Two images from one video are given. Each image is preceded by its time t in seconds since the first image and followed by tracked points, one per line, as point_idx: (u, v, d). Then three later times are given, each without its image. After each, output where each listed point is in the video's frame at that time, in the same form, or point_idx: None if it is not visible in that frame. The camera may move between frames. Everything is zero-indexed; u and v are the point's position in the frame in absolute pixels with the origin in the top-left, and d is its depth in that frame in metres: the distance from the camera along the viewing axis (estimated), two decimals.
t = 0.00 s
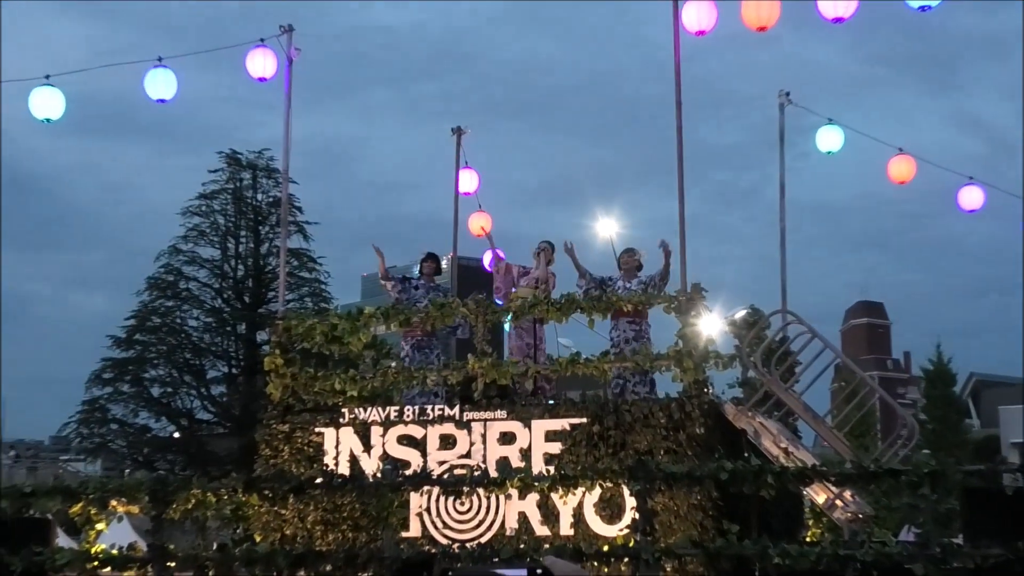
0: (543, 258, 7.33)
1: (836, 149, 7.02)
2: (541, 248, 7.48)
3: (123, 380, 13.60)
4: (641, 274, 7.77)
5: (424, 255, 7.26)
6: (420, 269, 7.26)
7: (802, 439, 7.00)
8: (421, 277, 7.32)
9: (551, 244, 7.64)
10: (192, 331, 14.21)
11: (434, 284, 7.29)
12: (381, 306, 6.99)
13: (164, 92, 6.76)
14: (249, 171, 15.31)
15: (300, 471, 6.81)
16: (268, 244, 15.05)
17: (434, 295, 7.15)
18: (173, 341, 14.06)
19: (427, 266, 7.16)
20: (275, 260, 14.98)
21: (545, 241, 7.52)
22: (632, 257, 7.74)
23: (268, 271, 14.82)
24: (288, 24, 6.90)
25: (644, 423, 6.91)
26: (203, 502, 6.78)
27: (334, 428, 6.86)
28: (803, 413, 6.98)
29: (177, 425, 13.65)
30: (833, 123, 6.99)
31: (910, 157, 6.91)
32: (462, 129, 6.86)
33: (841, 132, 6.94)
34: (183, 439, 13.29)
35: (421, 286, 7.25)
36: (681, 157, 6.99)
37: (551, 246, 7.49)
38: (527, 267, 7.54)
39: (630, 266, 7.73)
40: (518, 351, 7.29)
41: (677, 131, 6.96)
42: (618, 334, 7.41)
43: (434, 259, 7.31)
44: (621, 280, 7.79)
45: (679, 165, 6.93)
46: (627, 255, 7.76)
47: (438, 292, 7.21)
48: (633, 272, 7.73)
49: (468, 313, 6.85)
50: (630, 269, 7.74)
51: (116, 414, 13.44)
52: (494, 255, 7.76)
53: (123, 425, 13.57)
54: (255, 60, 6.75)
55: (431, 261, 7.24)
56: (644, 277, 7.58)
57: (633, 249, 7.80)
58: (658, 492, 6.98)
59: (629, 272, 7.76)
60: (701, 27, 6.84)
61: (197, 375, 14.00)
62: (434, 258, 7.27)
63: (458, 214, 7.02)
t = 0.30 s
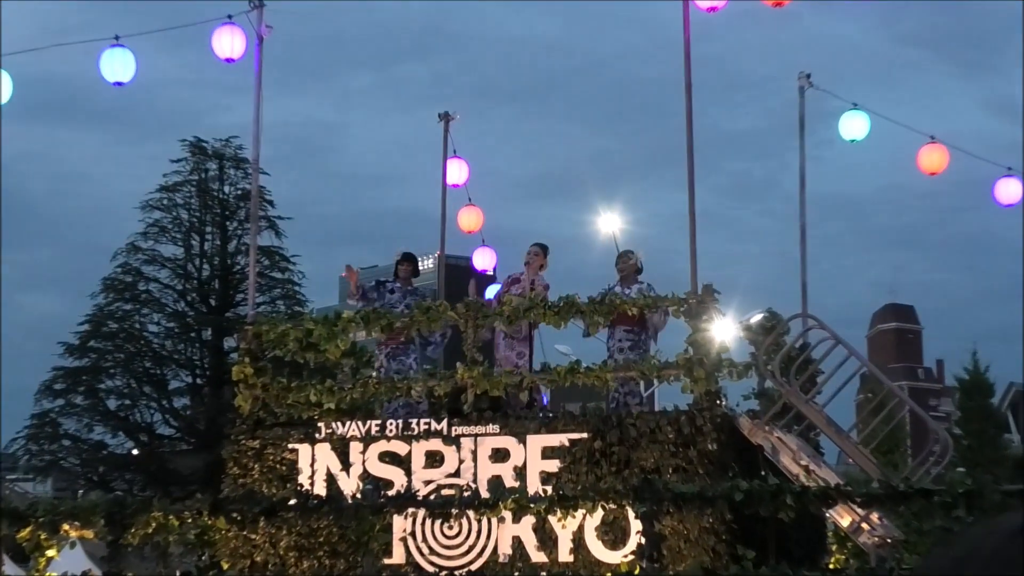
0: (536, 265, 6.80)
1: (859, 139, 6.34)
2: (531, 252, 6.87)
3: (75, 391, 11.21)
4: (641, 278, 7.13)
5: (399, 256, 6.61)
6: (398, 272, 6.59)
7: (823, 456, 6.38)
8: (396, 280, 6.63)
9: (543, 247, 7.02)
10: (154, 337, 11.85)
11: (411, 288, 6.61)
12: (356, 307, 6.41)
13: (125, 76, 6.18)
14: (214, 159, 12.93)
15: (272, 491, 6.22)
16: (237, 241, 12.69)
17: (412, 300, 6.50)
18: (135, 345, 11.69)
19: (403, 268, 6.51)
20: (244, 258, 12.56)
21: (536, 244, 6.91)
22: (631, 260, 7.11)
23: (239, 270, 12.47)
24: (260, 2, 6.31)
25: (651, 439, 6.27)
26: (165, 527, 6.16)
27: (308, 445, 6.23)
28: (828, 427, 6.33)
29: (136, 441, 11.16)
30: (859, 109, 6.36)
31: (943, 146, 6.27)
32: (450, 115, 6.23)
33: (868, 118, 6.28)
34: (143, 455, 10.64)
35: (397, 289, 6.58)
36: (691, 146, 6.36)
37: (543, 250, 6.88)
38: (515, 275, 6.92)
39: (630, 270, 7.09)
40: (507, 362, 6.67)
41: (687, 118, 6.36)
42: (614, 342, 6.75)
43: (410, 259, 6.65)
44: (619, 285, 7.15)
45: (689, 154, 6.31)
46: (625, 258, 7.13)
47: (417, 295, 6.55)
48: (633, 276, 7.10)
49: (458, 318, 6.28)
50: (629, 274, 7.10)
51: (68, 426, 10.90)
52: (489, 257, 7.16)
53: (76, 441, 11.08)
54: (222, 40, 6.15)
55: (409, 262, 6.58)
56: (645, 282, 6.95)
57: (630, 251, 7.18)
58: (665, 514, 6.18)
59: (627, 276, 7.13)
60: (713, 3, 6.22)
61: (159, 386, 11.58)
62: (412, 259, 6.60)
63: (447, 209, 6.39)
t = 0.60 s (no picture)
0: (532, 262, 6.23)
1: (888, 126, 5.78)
2: (525, 248, 6.31)
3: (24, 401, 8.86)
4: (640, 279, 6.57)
5: (375, 254, 6.03)
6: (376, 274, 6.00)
7: (848, 474, 5.78)
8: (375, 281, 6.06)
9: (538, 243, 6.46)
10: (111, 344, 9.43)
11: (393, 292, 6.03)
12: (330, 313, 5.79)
13: (80, 57, 5.62)
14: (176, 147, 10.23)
15: (241, 514, 5.62)
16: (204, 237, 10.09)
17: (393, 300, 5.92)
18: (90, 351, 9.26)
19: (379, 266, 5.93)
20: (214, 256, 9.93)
21: (531, 240, 6.36)
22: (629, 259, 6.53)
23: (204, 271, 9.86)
24: None
25: (659, 456, 5.69)
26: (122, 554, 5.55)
27: (281, 463, 5.64)
28: (853, 443, 5.74)
29: (91, 459, 8.70)
30: (887, 93, 5.79)
31: (980, 134, 5.71)
32: (437, 100, 5.67)
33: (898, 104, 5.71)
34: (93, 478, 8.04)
35: (375, 291, 5.99)
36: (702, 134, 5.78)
37: (538, 246, 6.33)
38: (507, 274, 6.36)
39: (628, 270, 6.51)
40: (499, 371, 6.10)
41: (698, 103, 5.79)
42: (608, 354, 6.21)
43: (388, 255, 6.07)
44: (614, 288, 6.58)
45: (700, 142, 5.73)
46: (619, 258, 6.55)
47: (397, 296, 5.97)
48: (630, 278, 6.53)
49: (446, 323, 5.69)
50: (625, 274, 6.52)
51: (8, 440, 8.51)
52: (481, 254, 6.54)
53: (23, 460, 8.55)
54: (185, 17, 5.58)
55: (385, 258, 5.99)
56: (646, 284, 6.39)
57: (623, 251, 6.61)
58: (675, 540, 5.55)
59: (624, 278, 6.56)
60: None
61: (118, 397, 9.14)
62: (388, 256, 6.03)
63: (434, 203, 5.82)
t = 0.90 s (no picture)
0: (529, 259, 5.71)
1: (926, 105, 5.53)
2: (521, 241, 5.77)
3: None
4: (625, 276, 6.02)
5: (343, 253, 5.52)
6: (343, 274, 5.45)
7: (878, 496, 5.24)
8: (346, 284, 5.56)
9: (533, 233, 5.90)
10: (61, 350, 8.69)
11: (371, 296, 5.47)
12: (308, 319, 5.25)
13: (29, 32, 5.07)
14: (135, 133, 9.40)
15: (206, 541, 5.06)
16: (165, 234, 9.38)
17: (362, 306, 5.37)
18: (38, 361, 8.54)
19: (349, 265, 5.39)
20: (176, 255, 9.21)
21: (525, 231, 5.81)
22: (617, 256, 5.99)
23: (166, 272, 9.21)
24: None
25: (669, 475, 5.15)
26: None
27: (250, 484, 5.10)
28: (885, 460, 5.19)
29: (40, 481, 8.30)
30: (919, 75, 5.29)
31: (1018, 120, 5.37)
32: (425, 82, 5.13)
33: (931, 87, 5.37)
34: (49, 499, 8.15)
35: (346, 294, 5.49)
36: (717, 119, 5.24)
37: (535, 238, 5.78)
38: (502, 271, 5.82)
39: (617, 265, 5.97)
40: (497, 378, 5.54)
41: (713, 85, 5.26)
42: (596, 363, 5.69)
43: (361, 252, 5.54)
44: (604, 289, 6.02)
45: (715, 127, 5.19)
46: (603, 255, 6.02)
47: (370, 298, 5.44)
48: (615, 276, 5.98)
49: (433, 328, 5.15)
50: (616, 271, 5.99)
51: None
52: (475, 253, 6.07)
53: None
54: None
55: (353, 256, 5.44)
56: (625, 282, 5.84)
57: (606, 248, 6.08)
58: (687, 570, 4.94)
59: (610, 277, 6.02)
60: None
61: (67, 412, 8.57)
62: (357, 254, 5.49)
63: (420, 196, 5.29)
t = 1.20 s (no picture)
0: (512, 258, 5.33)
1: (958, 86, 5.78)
2: (499, 242, 5.38)
3: None
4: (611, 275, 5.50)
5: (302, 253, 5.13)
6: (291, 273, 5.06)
7: (908, 519, 4.79)
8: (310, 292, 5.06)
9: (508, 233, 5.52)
10: (11, 359, 8.18)
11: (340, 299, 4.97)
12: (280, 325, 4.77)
13: None
14: (92, 121, 8.88)
15: (167, 569, 4.59)
16: (124, 230, 8.78)
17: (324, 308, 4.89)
18: None
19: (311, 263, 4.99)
20: (136, 254, 8.64)
21: (501, 232, 5.43)
22: (600, 250, 5.54)
23: (126, 272, 8.61)
24: None
25: (677, 496, 4.69)
26: None
27: (217, 506, 4.63)
28: (915, 479, 4.72)
29: None
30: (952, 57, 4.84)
31: None
32: (409, 64, 4.67)
33: (968, 71, 5.27)
34: None
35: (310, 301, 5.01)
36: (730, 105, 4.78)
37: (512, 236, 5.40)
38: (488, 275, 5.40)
39: (603, 261, 5.52)
40: (494, 394, 5.12)
41: (726, 67, 4.79)
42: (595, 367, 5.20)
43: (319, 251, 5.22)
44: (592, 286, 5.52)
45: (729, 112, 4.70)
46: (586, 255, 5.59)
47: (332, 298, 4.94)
48: (602, 269, 5.52)
49: (418, 334, 4.68)
50: (601, 266, 5.53)
51: None
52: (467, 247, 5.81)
53: None
54: None
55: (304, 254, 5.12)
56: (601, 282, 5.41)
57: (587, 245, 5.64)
58: None
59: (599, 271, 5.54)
60: None
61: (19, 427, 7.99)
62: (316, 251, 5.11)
63: (404, 189, 4.84)
